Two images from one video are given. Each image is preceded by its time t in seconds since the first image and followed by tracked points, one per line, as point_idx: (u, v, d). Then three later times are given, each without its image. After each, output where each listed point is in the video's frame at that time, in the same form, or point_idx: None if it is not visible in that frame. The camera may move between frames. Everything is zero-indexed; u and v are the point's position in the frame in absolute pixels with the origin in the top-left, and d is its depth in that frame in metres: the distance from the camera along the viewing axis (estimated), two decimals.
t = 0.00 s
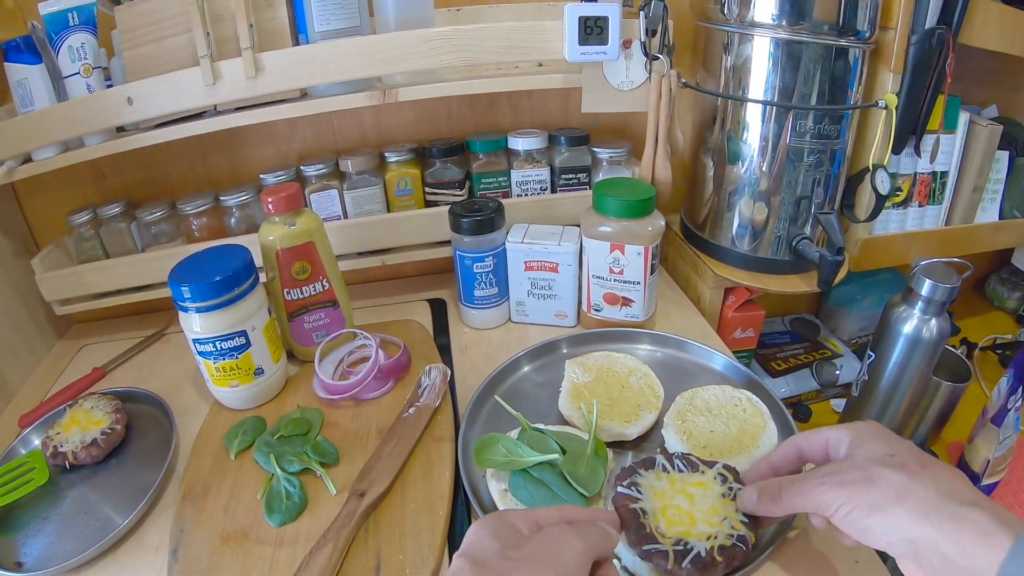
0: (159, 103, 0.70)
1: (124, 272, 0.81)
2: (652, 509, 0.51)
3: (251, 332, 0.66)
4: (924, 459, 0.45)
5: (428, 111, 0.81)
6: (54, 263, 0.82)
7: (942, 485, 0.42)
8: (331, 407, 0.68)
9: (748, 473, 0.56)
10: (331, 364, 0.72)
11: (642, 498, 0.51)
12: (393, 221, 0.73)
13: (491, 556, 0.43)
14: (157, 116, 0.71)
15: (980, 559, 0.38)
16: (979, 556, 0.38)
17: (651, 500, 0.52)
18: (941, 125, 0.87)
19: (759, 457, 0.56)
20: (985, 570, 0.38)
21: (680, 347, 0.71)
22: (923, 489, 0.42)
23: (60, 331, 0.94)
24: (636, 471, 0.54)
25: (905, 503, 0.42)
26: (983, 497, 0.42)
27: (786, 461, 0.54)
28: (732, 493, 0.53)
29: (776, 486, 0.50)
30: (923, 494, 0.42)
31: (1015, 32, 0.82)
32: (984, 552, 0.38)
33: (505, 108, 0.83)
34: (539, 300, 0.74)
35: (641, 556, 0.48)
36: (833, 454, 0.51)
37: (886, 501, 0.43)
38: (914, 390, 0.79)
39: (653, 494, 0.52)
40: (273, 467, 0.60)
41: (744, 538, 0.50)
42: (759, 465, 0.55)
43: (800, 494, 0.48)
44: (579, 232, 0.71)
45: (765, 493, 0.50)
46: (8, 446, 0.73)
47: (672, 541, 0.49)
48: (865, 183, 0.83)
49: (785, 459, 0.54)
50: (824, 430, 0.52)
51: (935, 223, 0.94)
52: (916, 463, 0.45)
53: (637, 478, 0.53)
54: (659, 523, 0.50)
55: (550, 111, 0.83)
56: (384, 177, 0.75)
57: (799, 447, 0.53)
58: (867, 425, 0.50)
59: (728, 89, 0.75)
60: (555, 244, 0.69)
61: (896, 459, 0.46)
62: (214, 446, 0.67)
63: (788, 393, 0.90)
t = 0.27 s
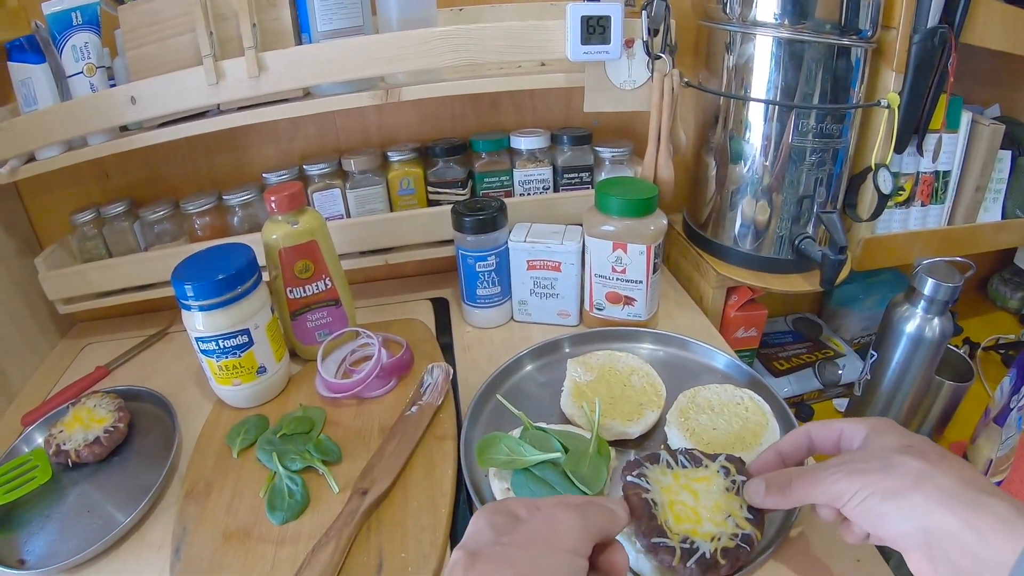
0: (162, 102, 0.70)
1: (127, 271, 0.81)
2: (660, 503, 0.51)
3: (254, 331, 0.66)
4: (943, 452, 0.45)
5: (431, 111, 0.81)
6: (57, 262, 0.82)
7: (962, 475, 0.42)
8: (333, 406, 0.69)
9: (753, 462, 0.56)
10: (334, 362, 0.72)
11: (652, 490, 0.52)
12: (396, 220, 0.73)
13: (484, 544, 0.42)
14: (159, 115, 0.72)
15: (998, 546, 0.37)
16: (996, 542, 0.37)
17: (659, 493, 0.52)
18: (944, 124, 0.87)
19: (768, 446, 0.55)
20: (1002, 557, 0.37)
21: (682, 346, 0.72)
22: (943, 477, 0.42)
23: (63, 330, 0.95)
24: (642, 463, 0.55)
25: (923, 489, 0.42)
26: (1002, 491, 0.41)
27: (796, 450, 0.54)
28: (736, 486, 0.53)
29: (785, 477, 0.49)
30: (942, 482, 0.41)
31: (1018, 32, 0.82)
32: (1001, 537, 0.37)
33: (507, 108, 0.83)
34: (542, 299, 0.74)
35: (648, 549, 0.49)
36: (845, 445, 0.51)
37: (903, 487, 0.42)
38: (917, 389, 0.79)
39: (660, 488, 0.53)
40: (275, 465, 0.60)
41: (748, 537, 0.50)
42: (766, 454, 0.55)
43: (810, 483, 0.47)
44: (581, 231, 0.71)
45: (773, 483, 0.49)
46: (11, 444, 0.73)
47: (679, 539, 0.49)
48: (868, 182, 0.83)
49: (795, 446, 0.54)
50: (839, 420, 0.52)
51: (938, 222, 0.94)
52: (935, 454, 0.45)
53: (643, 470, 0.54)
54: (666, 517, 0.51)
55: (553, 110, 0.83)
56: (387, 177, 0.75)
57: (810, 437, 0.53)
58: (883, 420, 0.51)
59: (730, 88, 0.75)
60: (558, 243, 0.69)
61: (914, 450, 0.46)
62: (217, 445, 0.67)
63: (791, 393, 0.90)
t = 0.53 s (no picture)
0: (164, 99, 0.70)
1: (129, 269, 0.81)
2: (612, 450, 0.52)
3: (256, 328, 0.66)
4: (912, 398, 0.43)
5: (433, 109, 0.81)
6: (59, 260, 0.82)
7: (925, 424, 0.40)
8: (336, 403, 0.69)
9: (715, 409, 0.57)
10: (336, 360, 0.72)
11: (601, 435, 0.53)
12: (398, 218, 0.73)
13: (420, 484, 0.43)
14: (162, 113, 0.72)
15: (979, 502, 0.35)
16: (977, 499, 0.35)
17: (611, 439, 0.53)
18: (946, 122, 0.87)
19: (731, 391, 0.56)
20: (981, 514, 0.35)
21: (683, 345, 0.72)
22: (912, 424, 0.40)
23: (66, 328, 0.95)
24: (597, 408, 0.56)
25: (893, 437, 0.39)
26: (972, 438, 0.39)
27: (758, 394, 0.55)
28: (692, 432, 0.54)
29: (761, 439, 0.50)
30: (912, 431, 0.39)
31: (1021, 29, 0.82)
32: (984, 492, 0.35)
33: (509, 106, 0.83)
34: (544, 297, 0.74)
35: (600, 496, 0.49)
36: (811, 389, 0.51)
37: (873, 437, 0.40)
38: (919, 388, 0.79)
39: (613, 434, 0.54)
40: (277, 463, 0.60)
41: (704, 486, 0.50)
42: (730, 400, 0.56)
43: (772, 433, 0.46)
44: (584, 229, 0.71)
45: (734, 431, 0.50)
46: (13, 442, 0.73)
47: (630, 485, 0.50)
48: (870, 180, 0.83)
49: (756, 390, 0.55)
50: (807, 365, 0.52)
51: (940, 221, 0.93)
52: (907, 402, 0.42)
53: (596, 415, 0.55)
54: (618, 464, 0.51)
55: (555, 108, 0.83)
56: (389, 174, 0.75)
57: (774, 381, 0.54)
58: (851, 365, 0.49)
59: (732, 86, 0.75)
60: (560, 241, 0.69)
61: (883, 396, 0.43)
62: (219, 442, 0.67)
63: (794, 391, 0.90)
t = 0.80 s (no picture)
0: (170, 96, 0.70)
1: (135, 266, 0.81)
2: (539, 424, 0.56)
3: (264, 324, 0.66)
4: (801, 364, 0.49)
5: (440, 105, 0.81)
6: (65, 257, 0.82)
7: (815, 385, 0.45)
8: (343, 399, 0.69)
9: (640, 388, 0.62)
10: (344, 356, 0.72)
11: (529, 412, 0.56)
12: (406, 215, 0.73)
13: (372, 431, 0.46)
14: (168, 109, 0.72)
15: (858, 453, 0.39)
16: (855, 447, 0.39)
17: (539, 415, 0.57)
18: (952, 119, 0.87)
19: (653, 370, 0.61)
20: (858, 463, 0.39)
21: (691, 341, 0.72)
22: (799, 387, 0.45)
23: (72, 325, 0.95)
24: (529, 388, 0.60)
25: (782, 399, 0.45)
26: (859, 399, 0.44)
27: (678, 371, 0.59)
28: (618, 409, 0.57)
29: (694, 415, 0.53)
30: (799, 393, 0.44)
31: None
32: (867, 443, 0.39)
33: (516, 102, 0.83)
34: (552, 293, 0.74)
35: (525, 468, 0.53)
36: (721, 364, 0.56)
37: (762, 398, 0.46)
38: (926, 384, 0.79)
39: (542, 411, 0.57)
40: (286, 458, 0.61)
41: (624, 458, 0.54)
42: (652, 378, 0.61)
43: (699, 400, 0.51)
44: (591, 225, 0.71)
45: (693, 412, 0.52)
46: (19, 439, 0.73)
47: (553, 456, 0.53)
48: (876, 177, 0.83)
49: (677, 368, 0.59)
50: (719, 343, 0.57)
51: (945, 217, 0.93)
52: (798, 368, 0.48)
53: (527, 395, 0.58)
54: (543, 437, 0.55)
55: (561, 105, 0.83)
56: (395, 171, 0.75)
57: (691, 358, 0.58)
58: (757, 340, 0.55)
59: (739, 82, 0.75)
60: (568, 237, 0.69)
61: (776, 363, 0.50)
62: (226, 439, 0.67)
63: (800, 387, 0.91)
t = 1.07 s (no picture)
0: (176, 89, 0.70)
1: (140, 261, 0.81)
2: (541, 440, 0.56)
3: (271, 318, 0.66)
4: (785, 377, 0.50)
5: (446, 99, 0.81)
6: (70, 252, 0.82)
7: (796, 398, 0.46)
8: (350, 393, 0.69)
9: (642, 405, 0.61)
10: (351, 349, 0.72)
11: (531, 431, 0.56)
12: (413, 208, 0.73)
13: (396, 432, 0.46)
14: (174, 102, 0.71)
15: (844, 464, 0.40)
16: (836, 460, 0.41)
17: (542, 432, 0.57)
18: (960, 114, 0.86)
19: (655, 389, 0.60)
20: (842, 475, 0.40)
21: (699, 336, 0.71)
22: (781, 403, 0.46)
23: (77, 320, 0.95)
24: (535, 406, 0.60)
25: (765, 416, 0.46)
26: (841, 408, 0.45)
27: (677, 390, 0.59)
28: (626, 428, 0.57)
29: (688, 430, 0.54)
30: (781, 408, 0.46)
31: None
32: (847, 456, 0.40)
33: (523, 96, 0.83)
34: (559, 287, 0.74)
35: (528, 482, 0.53)
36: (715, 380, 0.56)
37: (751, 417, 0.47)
38: (933, 380, 0.79)
39: (546, 428, 0.57)
40: (293, 453, 0.60)
41: (628, 473, 0.54)
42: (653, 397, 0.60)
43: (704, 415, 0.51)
44: (599, 219, 0.71)
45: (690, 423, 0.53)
46: (24, 434, 0.73)
47: (555, 470, 0.53)
48: (885, 171, 0.82)
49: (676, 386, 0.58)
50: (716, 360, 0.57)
51: (953, 213, 0.93)
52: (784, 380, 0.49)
53: (532, 413, 0.59)
54: (546, 452, 0.55)
55: (569, 98, 0.83)
56: (402, 164, 0.75)
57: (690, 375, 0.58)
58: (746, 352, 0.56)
59: (748, 76, 0.74)
60: (576, 231, 0.69)
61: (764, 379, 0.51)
62: (232, 433, 0.67)
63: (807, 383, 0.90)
